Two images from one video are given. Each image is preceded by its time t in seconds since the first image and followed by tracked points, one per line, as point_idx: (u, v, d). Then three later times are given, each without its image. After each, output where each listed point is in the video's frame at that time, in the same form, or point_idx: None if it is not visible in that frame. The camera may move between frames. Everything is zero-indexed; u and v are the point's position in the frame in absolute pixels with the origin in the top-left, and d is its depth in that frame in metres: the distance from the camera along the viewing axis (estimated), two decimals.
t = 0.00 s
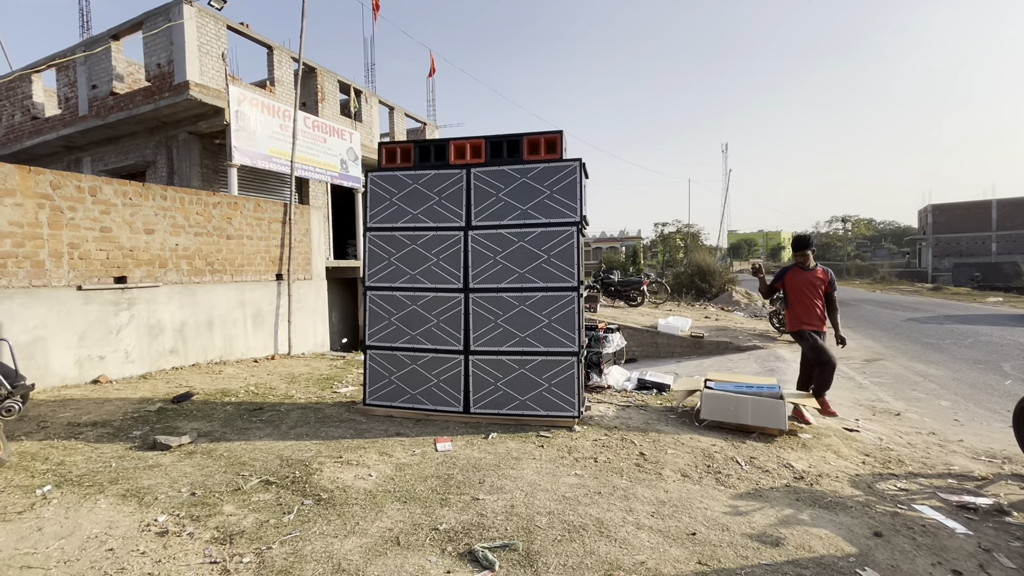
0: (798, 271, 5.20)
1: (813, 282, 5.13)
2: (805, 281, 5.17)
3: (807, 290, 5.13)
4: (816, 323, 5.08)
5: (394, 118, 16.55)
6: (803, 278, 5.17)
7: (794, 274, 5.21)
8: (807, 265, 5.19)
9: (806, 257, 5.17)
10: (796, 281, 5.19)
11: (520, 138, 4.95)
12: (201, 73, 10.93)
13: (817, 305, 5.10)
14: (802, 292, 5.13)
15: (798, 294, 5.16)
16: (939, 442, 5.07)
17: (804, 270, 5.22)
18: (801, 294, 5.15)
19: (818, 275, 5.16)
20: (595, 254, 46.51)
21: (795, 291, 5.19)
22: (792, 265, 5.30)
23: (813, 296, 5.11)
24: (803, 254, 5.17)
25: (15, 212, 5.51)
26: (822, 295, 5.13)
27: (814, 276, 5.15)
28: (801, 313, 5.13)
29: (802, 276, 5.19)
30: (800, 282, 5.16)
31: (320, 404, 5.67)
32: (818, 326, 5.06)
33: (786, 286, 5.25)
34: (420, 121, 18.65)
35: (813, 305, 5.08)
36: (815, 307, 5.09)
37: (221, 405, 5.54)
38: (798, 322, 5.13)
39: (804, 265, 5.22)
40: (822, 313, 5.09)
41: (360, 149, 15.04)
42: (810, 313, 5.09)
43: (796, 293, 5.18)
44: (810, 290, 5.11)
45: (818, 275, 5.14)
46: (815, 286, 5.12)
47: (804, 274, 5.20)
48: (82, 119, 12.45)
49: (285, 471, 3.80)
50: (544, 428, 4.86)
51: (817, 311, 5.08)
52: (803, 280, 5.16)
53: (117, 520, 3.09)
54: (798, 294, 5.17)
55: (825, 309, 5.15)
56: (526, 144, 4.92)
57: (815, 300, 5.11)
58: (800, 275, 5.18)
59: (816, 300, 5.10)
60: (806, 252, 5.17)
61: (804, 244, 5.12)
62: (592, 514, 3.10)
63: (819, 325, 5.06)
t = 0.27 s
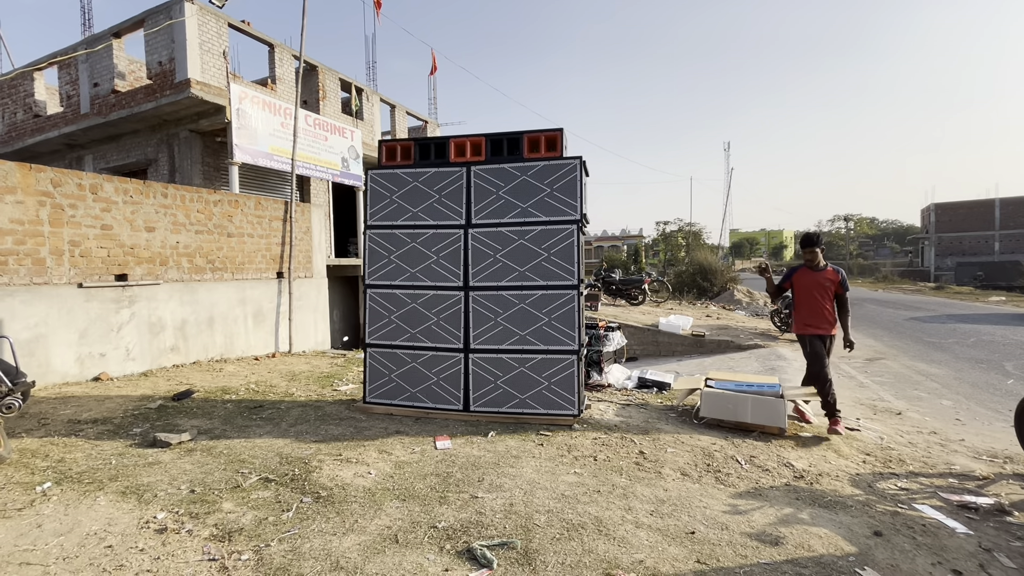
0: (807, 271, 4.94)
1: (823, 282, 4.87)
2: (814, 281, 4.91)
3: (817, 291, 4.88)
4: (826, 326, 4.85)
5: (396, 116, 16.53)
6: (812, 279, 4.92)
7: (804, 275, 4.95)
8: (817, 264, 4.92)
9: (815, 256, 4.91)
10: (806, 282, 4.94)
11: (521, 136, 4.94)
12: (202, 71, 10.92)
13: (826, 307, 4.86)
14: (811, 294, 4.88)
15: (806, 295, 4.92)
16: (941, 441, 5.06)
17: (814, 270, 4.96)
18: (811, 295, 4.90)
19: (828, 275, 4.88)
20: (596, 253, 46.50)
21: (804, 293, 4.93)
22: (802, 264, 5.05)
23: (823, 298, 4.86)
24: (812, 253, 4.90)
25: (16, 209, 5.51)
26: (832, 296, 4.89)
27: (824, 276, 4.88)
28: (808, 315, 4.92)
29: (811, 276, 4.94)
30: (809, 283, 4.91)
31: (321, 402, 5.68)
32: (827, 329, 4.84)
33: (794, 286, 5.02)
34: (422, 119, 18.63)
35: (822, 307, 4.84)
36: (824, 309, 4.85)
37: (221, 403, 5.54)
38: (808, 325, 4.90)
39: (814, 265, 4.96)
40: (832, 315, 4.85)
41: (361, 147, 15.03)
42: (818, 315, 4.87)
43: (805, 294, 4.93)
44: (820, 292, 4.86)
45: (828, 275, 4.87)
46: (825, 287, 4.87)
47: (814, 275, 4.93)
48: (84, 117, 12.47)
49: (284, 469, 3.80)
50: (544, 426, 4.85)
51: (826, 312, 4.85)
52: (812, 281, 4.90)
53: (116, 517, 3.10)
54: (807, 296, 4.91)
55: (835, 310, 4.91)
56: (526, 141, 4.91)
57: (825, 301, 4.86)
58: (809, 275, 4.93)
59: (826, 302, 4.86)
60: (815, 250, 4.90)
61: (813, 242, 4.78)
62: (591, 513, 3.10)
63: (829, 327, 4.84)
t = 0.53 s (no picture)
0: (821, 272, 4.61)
1: (841, 282, 4.51)
2: (829, 282, 4.57)
3: (832, 293, 4.53)
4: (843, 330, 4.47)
5: (397, 114, 16.48)
6: (827, 279, 4.57)
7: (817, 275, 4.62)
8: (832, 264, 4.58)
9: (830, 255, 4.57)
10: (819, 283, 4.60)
11: (522, 133, 4.90)
12: (203, 69, 10.88)
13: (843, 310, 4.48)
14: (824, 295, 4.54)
15: (821, 297, 4.57)
16: (946, 442, 5.01)
17: (830, 270, 4.61)
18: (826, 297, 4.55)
19: (845, 276, 4.52)
20: (597, 252, 46.43)
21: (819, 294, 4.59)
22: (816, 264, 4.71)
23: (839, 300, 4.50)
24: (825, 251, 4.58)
25: (15, 207, 5.48)
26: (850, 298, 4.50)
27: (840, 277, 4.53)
28: (826, 319, 4.55)
29: (827, 276, 4.59)
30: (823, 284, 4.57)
31: (320, 401, 5.64)
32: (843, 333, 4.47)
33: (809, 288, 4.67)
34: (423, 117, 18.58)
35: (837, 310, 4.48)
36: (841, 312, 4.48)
37: (221, 402, 5.51)
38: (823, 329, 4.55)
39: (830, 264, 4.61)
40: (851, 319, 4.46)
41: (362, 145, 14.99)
42: (837, 319, 4.51)
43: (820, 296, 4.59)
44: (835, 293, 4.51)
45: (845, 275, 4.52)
46: (842, 288, 4.51)
47: (829, 275, 4.58)
48: (85, 114, 12.43)
49: (283, 469, 3.76)
50: (545, 426, 4.82)
51: (846, 315, 4.48)
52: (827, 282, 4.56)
53: (114, 517, 3.07)
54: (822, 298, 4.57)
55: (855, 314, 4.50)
56: (528, 139, 4.86)
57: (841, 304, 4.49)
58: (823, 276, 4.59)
59: (844, 304, 4.49)
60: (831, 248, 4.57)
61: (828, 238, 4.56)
62: (593, 514, 3.06)
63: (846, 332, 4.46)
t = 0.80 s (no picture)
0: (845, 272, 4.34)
1: (864, 284, 4.24)
2: (852, 283, 4.29)
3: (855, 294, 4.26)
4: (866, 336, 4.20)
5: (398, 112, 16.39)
6: (851, 281, 4.30)
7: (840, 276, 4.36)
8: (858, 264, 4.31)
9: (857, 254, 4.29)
10: (842, 284, 4.33)
11: (525, 129, 4.81)
12: (202, 65, 10.79)
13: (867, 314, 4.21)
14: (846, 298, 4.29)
15: (843, 299, 4.31)
16: (955, 445, 4.91)
17: (855, 271, 4.33)
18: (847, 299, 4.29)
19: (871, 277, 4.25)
20: (598, 252, 46.32)
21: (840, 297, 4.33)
22: (840, 265, 4.44)
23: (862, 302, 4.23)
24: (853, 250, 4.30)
25: (9, 202, 5.40)
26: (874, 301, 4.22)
27: (865, 278, 4.26)
28: (848, 323, 4.28)
29: (850, 278, 4.31)
30: (846, 285, 4.31)
31: (319, 401, 5.56)
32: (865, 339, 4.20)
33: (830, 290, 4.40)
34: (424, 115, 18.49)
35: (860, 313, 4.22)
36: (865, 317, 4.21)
37: (218, 401, 5.42)
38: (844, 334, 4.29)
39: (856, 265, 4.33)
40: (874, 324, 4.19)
41: (362, 143, 14.90)
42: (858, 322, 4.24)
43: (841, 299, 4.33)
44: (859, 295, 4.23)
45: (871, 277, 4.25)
46: (867, 290, 4.23)
47: (854, 276, 4.31)
48: (84, 111, 12.34)
49: (280, 471, 3.68)
50: (548, 427, 4.73)
51: (869, 319, 4.21)
52: (849, 283, 4.29)
53: (105, 520, 2.98)
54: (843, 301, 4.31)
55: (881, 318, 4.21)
56: (530, 135, 4.77)
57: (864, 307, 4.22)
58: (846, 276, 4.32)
59: (867, 307, 4.21)
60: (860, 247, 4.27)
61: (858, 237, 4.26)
62: (598, 519, 2.97)
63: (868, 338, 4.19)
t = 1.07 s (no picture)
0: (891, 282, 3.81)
1: (910, 297, 3.70)
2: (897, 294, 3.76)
3: (898, 307, 3.74)
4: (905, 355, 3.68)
5: (398, 111, 16.26)
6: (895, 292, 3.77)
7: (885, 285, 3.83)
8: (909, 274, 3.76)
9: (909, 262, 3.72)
10: (885, 295, 3.81)
11: (528, 126, 4.68)
12: (201, 62, 10.66)
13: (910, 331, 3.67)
14: (887, 310, 3.78)
15: (883, 311, 3.80)
16: (969, 453, 4.79)
17: (904, 282, 3.79)
18: (889, 312, 3.77)
19: (921, 290, 3.69)
20: (598, 252, 46.18)
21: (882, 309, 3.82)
22: (889, 273, 3.91)
23: (905, 317, 3.70)
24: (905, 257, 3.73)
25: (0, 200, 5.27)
26: (922, 317, 3.67)
27: (914, 290, 3.71)
28: (886, 338, 3.79)
29: (894, 288, 3.78)
30: (889, 296, 3.79)
31: (316, 404, 5.43)
32: (903, 358, 3.69)
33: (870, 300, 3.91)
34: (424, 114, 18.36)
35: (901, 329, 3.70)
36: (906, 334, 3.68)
37: (212, 405, 5.30)
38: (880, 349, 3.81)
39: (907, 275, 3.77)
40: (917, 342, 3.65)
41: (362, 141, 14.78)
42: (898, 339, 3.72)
43: (882, 311, 3.81)
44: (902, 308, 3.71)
45: (921, 289, 3.69)
46: (912, 304, 3.69)
47: (900, 287, 3.77)
48: (81, 108, 12.21)
49: (274, 479, 3.55)
50: (550, 433, 4.61)
51: (911, 337, 3.67)
52: (893, 294, 3.77)
53: (89, 532, 2.86)
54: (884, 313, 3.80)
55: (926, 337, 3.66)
56: (534, 133, 4.64)
57: (908, 322, 3.68)
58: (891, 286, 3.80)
59: (911, 323, 3.67)
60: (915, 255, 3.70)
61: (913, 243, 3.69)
62: (605, 534, 2.84)
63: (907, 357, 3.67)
